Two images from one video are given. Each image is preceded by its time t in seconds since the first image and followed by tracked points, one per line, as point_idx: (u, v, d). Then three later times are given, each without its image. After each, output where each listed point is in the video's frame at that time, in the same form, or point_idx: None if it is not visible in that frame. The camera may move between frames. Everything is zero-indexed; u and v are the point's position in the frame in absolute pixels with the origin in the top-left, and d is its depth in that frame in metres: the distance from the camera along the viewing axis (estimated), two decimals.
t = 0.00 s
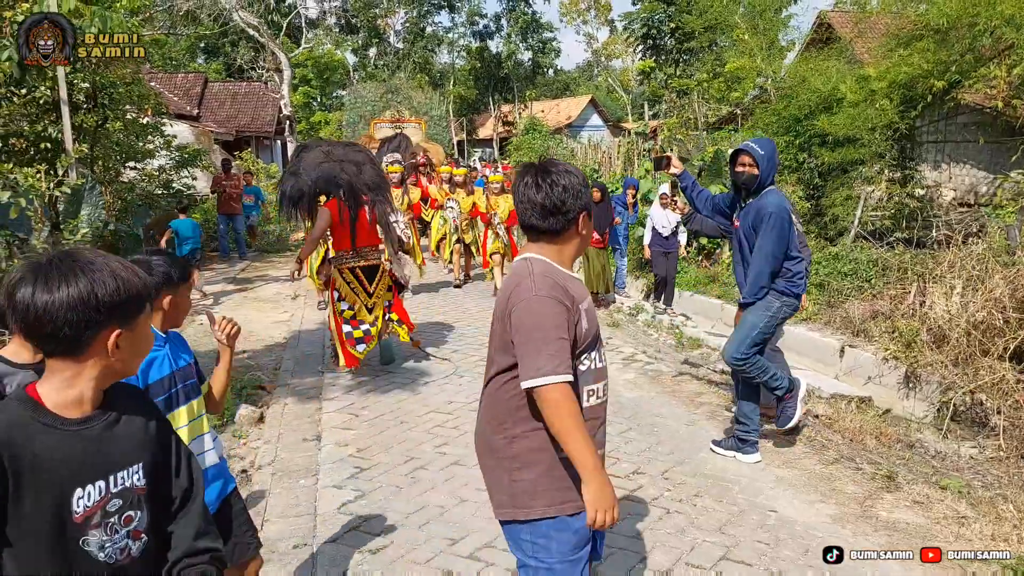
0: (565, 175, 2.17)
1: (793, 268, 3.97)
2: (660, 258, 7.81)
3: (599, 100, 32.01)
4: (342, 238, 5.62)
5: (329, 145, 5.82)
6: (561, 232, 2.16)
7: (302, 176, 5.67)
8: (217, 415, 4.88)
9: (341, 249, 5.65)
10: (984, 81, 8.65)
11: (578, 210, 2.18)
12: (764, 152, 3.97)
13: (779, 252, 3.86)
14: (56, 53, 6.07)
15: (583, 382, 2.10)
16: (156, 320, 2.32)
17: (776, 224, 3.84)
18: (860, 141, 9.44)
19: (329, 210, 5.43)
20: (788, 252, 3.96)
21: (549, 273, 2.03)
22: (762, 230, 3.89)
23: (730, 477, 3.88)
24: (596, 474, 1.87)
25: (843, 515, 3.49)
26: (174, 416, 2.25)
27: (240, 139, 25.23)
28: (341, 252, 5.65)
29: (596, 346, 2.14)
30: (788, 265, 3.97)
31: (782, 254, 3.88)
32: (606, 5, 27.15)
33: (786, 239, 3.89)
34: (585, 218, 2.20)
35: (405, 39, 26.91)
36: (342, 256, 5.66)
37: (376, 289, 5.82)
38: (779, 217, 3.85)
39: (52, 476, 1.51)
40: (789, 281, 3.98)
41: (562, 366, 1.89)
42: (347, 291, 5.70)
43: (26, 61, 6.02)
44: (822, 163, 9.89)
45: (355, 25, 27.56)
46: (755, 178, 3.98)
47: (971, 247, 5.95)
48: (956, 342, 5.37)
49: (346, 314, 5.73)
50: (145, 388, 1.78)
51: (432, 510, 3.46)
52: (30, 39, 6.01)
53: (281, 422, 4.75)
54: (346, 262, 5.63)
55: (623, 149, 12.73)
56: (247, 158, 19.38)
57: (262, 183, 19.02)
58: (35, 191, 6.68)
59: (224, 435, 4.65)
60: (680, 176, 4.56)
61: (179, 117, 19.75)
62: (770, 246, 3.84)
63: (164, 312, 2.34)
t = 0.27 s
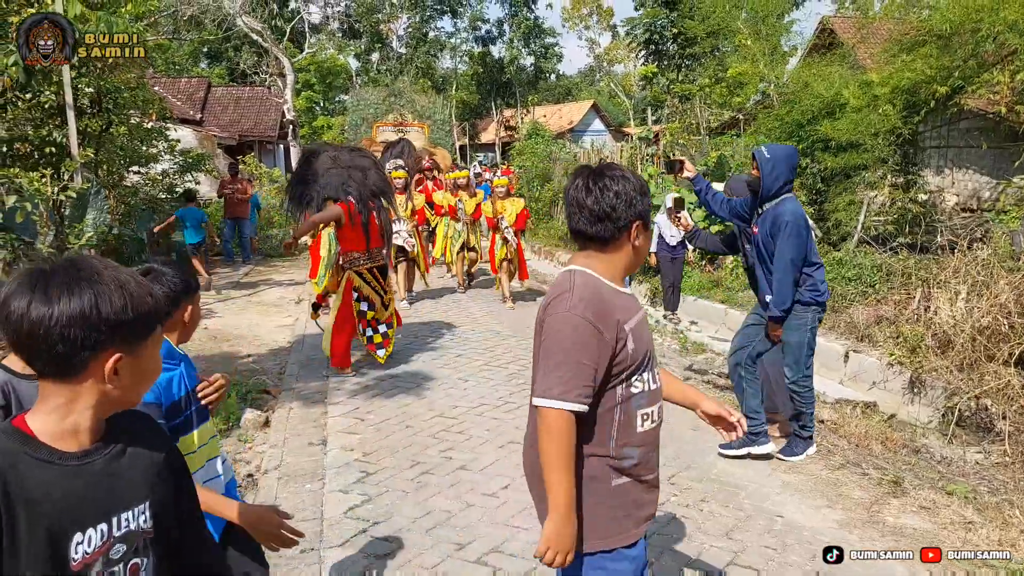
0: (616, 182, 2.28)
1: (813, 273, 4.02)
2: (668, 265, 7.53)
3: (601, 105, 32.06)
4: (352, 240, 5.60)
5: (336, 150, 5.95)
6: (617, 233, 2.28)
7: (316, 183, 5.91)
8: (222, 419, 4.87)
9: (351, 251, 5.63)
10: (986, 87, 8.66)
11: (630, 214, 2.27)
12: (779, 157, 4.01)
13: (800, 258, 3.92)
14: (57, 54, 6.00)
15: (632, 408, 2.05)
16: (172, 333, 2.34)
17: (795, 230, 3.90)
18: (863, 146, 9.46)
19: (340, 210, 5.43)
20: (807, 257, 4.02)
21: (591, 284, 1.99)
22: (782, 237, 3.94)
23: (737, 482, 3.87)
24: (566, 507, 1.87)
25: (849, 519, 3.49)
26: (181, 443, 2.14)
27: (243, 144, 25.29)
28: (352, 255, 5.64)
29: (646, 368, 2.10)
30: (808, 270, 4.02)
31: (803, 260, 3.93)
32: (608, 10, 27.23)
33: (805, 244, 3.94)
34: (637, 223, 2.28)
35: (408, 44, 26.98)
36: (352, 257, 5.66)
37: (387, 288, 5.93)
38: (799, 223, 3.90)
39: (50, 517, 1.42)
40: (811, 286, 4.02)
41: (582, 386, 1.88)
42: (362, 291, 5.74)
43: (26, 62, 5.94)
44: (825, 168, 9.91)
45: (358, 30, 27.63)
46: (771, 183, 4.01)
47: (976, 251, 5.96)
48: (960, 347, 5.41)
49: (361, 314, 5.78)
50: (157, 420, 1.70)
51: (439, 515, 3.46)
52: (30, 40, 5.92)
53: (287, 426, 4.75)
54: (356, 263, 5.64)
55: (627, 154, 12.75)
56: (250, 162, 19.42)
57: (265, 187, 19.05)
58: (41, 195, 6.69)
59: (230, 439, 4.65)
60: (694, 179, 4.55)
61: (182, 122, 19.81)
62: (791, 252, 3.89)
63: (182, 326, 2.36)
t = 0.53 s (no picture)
0: (634, 190, 1.99)
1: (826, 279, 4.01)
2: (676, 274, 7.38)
3: (605, 111, 32.08)
4: (364, 237, 5.80)
5: (345, 153, 5.95)
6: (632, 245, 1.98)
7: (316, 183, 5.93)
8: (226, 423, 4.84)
9: (362, 248, 5.82)
10: (992, 97, 8.64)
11: (649, 221, 1.96)
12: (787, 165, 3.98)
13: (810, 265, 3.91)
14: (54, 53, 6.07)
15: (672, 444, 1.88)
16: (207, 349, 2.43)
17: (805, 238, 3.89)
18: (868, 154, 9.45)
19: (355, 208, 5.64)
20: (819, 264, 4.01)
21: (607, 313, 1.86)
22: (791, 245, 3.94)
23: (745, 492, 3.84)
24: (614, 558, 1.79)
25: (859, 531, 3.45)
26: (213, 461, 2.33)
27: (248, 147, 25.33)
28: (363, 252, 5.83)
29: (685, 398, 1.90)
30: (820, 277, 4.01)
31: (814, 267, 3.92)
32: (613, 17, 27.28)
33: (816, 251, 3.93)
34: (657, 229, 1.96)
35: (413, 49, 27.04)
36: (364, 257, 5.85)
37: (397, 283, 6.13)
38: (807, 231, 3.89)
39: (73, 570, 1.36)
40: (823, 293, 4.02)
41: (594, 423, 1.78)
42: (374, 287, 5.95)
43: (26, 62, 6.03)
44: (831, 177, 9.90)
45: (363, 34, 27.69)
46: (780, 191, 4.00)
47: (984, 261, 5.94)
48: (968, 357, 5.39)
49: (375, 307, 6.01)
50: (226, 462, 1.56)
51: (445, 523, 3.43)
52: (29, 40, 6.00)
53: (291, 431, 4.72)
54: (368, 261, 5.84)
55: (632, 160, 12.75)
56: (255, 165, 19.43)
57: (270, 191, 19.07)
58: (46, 196, 6.68)
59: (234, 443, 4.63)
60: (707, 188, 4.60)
61: (187, 124, 19.84)
62: (801, 261, 3.89)
63: (217, 341, 2.44)
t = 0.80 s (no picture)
0: (661, 198, 1.73)
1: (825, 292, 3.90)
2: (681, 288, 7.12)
3: (610, 126, 32.11)
4: (379, 245, 5.76)
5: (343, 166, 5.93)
6: (652, 259, 1.73)
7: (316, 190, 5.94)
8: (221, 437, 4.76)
9: (376, 256, 5.77)
10: (998, 114, 8.56)
11: (662, 229, 1.70)
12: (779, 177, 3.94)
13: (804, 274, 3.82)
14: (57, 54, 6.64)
15: (668, 493, 1.64)
16: (206, 385, 1.91)
17: (798, 244, 3.79)
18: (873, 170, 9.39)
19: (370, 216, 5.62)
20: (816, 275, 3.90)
21: (610, 331, 1.65)
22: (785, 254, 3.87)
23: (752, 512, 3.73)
24: None
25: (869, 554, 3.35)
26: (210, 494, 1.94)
27: (252, 159, 25.38)
28: (376, 260, 5.78)
29: (689, 445, 1.64)
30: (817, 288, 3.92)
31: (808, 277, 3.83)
32: (618, 32, 27.36)
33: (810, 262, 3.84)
34: (672, 239, 1.68)
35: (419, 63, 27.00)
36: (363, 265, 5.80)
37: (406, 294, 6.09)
38: (803, 238, 3.79)
39: None
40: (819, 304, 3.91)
41: (575, 450, 1.59)
42: (387, 297, 5.89)
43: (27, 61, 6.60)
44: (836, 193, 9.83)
45: (369, 48, 27.81)
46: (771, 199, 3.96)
47: (993, 279, 5.85)
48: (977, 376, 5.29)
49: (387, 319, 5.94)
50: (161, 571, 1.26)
51: (442, 542, 3.33)
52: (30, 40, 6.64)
53: (286, 444, 4.63)
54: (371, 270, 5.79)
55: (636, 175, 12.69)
56: (259, 176, 19.43)
57: (274, 202, 19.06)
58: (46, 205, 6.66)
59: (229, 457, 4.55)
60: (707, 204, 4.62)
61: (192, 136, 19.88)
62: (794, 268, 3.80)
63: (213, 376, 1.90)
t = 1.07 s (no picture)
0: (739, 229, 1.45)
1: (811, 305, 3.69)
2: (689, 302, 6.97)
3: (617, 137, 32.04)
4: (392, 255, 5.68)
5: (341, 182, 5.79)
6: (720, 302, 1.47)
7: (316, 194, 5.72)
8: (215, 453, 4.65)
9: (390, 266, 5.68)
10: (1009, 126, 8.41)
11: (730, 264, 1.44)
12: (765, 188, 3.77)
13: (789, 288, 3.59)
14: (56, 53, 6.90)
15: None
16: (118, 496, 1.69)
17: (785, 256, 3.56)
18: (883, 183, 9.26)
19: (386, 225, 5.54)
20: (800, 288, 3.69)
21: (658, 381, 1.43)
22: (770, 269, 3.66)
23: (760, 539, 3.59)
24: None
25: None
26: None
27: (259, 169, 25.42)
28: (389, 270, 5.69)
29: (735, 536, 1.37)
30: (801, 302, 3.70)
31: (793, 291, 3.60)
32: (625, 44, 27.32)
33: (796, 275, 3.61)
34: (738, 278, 1.41)
35: (426, 73, 27.04)
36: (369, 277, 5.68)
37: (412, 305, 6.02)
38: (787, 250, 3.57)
39: None
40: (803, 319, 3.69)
41: (595, 518, 1.41)
42: (400, 308, 5.79)
43: (26, 60, 6.85)
44: (845, 206, 9.69)
45: (377, 59, 27.87)
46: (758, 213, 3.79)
47: (1007, 295, 5.70)
48: (992, 395, 5.13)
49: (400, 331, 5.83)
50: None
51: (437, 569, 3.20)
52: (31, 40, 6.89)
53: (281, 462, 4.52)
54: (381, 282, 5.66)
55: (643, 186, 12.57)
56: (266, 186, 19.42)
57: (280, 212, 19.04)
58: (45, 215, 6.60)
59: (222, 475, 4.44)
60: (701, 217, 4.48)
61: (199, 145, 19.90)
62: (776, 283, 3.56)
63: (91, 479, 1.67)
